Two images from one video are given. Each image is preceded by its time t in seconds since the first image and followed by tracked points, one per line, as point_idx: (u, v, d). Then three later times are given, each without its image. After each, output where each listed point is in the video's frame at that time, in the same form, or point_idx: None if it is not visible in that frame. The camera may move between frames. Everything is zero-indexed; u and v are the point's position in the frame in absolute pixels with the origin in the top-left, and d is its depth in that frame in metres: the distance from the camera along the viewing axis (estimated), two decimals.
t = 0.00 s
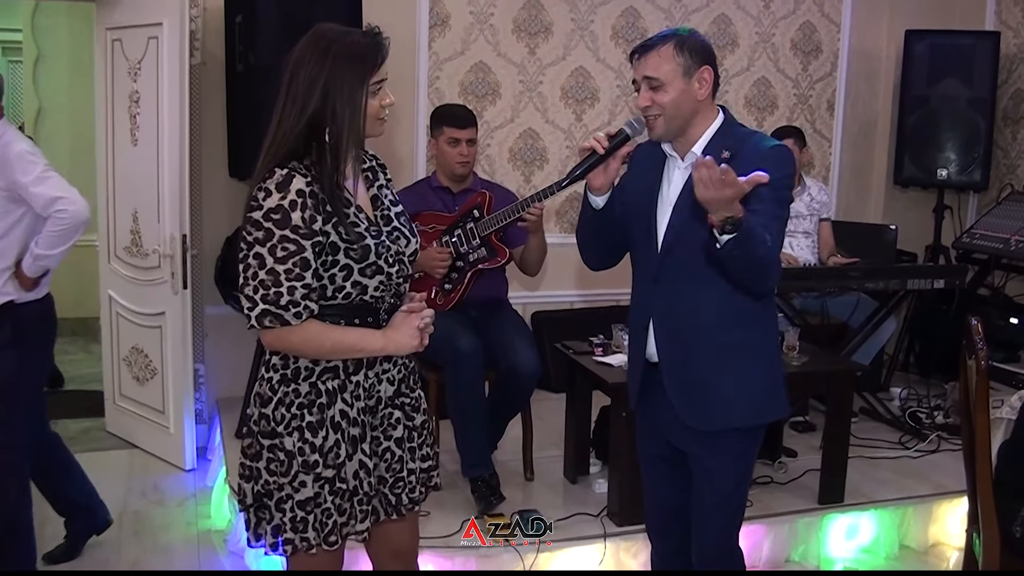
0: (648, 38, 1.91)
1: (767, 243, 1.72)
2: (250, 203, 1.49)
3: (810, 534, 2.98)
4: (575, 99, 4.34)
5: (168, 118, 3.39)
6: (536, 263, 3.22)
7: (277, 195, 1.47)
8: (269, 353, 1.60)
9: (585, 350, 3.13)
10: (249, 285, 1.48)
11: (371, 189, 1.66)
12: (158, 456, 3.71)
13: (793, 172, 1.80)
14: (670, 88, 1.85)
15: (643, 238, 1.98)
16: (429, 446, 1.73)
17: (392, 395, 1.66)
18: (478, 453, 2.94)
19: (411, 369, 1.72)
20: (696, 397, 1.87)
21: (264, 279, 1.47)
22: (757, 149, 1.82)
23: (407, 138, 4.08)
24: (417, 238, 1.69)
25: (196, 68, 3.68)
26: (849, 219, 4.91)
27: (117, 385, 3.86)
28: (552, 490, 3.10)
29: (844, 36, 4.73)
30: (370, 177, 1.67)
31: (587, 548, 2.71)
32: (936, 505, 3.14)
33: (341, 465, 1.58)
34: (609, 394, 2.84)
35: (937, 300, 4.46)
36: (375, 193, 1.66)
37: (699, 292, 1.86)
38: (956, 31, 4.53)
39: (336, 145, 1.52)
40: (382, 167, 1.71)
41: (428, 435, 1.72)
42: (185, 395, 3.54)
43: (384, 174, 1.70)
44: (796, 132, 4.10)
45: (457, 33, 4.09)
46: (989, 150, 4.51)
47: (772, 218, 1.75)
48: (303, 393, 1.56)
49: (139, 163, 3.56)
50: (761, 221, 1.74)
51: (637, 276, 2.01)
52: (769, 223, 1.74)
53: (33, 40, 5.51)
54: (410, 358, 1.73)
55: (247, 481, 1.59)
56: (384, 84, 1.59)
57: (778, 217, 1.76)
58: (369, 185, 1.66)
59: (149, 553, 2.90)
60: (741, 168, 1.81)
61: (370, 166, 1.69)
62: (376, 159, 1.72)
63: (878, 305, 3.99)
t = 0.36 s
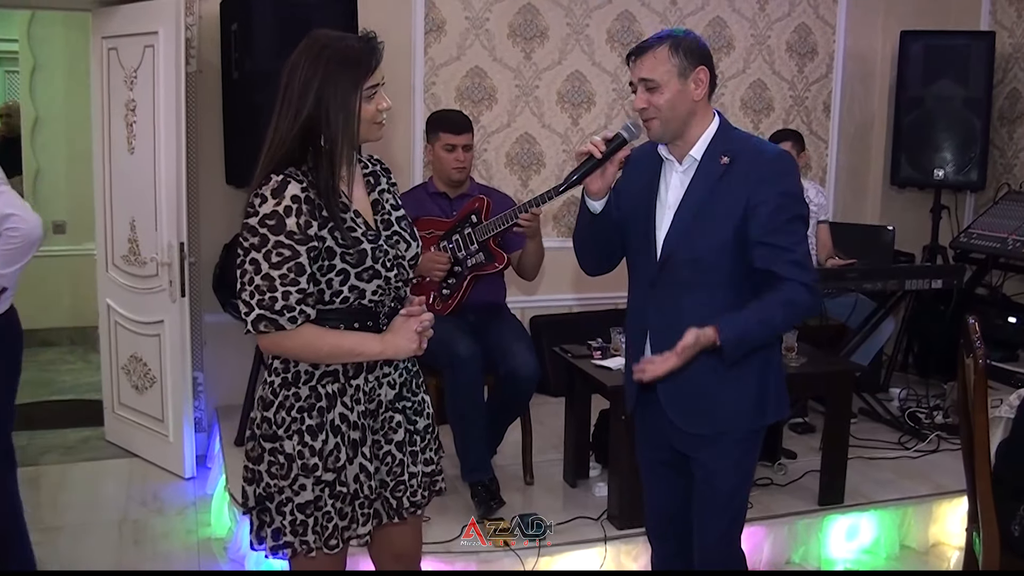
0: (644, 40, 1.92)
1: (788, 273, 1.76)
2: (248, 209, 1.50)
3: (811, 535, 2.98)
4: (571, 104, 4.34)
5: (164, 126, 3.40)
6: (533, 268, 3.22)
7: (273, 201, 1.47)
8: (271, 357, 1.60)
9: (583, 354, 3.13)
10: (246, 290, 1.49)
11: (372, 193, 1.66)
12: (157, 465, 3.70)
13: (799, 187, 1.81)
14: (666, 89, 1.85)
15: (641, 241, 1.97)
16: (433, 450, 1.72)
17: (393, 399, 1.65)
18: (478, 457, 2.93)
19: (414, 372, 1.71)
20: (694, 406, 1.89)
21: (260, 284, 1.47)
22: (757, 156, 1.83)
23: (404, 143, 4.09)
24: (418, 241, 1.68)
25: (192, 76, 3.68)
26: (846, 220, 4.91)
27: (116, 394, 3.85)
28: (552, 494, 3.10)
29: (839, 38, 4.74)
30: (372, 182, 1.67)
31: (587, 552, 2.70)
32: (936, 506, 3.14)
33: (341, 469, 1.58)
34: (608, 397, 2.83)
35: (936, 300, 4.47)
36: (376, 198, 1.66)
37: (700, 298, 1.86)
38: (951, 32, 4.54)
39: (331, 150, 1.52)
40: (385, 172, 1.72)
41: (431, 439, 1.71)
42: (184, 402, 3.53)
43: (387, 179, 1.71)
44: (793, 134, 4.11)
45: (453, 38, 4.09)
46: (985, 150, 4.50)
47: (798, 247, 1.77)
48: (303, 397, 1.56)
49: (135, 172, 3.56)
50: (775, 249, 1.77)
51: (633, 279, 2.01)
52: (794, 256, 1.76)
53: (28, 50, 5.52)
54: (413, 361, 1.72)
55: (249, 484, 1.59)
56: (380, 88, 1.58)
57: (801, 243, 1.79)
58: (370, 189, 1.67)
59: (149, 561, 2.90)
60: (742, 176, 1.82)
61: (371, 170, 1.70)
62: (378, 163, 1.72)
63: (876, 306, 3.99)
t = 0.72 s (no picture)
0: (641, 42, 1.92)
1: (788, 273, 1.78)
2: (252, 207, 1.51)
3: (806, 536, 2.99)
4: (568, 105, 4.35)
5: (160, 127, 3.40)
6: (530, 269, 3.23)
7: (275, 199, 1.48)
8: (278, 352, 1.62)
9: (579, 355, 3.13)
10: (249, 286, 1.50)
11: (377, 192, 1.66)
12: (154, 465, 3.70)
13: (796, 188, 1.82)
14: (662, 91, 1.85)
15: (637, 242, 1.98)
16: (438, 448, 1.72)
17: (396, 396, 1.65)
18: (473, 458, 2.93)
19: (419, 370, 1.71)
20: (695, 405, 1.90)
21: (262, 281, 1.48)
22: (755, 157, 1.84)
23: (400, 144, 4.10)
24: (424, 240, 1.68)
25: (189, 77, 3.69)
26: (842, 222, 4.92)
27: (112, 394, 3.85)
28: (548, 495, 3.11)
29: (835, 40, 4.75)
30: (379, 180, 1.68)
31: (583, 552, 2.71)
32: (931, 506, 3.15)
33: (343, 464, 1.58)
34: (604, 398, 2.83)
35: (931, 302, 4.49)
36: (381, 196, 1.66)
37: (699, 299, 1.87)
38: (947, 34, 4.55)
39: (331, 150, 1.51)
40: (394, 171, 1.72)
41: (435, 437, 1.71)
42: (180, 402, 3.54)
43: (395, 178, 1.71)
44: (790, 137, 4.12)
45: (450, 39, 4.10)
46: (981, 151, 4.52)
47: (800, 248, 1.79)
48: (306, 392, 1.56)
49: (132, 173, 3.56)
50: (785, 251, 1.78)
51: (631, 280, 2.01)
52: (796, 257, 1.78)
53: (25, 51, 5.51)
54: (418, 359, 1.72)
55: (253, 477, 1.60)
56: (379, 87, 1.58)
57: (803, 244, 1.81)
58: (377, 188, 1.67)
59: (144, 561, 2.89)
60: (737, 176, 1.83)
61: (379, 169, 1.70)
62: (387, 162, 1.72)
63: (871, 308, 3.99)
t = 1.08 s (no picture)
0: (637, 46, 1.92)
1: (781, 274, 1.79)
2: (260, 207, 1.52)
3: (800, 538, 3.00)
4: (561, 108, 4.36)
5: (154, 132, 3.40)
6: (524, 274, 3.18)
7: (282, 199, 1.49)
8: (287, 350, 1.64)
9: (572, 358, 3.14)
10: (256, 284, 1.52)
11: (387, 195, 1.65)
12: (148, 470, 3.70)
13: (790, 191, 1.84)
14: (659, 94, 1.86)
15: (633, 246, 1.97)
16: (444, 448, 1.71)
17: (401, 395, 1.65)
18: (468, 461, 2.94)
19: (426, 370, 1.70)
20: (691, 406, 1.89)
21: (268, 279, 1.49)
22: (750, 159, 1.85)
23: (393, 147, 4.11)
24: (432, 241, 1.68)
25: (182, 81, 3.69)
26: (834, 224, 4.94)
27: (106, 399, 3.85)
28: (542, 497, 3.11)
29: (827, 43, 4.77)
30: (389, 182, 1.67)
31: (578, 554, 2.71)
32: (924, 508, 3.16)
33: (346, 461, 1.59)
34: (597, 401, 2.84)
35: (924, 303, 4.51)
36: (391, 199, 1.65)
37: (696, 302, 1.87)
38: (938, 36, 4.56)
39: (335, 153, 1.53)
40: (407, 172, 1.72)
41: (442, 437, 1.70)
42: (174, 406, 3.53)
43: (406, 179, 1.70)
44: (783, 139, 4.13)
45: (443, 43, 4.11)
46: (973, 153, 4.53)
47: (794, 250, 1.81)
48: (311, 390, 1.57)
49: (125, 176, 3.56)
50: (780, 253, 1.80)
51: (626, 284, 2.02)
52: (791, 258, 1.80)
53: (18, 55, 5.51)
54: (424, 359, 1.71)
55: (260, 472, 1.61)
56: (382, 89, 1.58)
57: (796, 246, 1.82)
58: (387, 190, 1.66)
59: (138, 565, 2.89)
60: (733, 179, 1.84)
61: (390, 171, 1.69)
62: (402, 165, 1.72)
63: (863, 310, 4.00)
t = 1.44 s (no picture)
0: (632, 49, 1.93)
1: (776, 275, 1.80)
2: (270, 206, 1.54)
3: (793, 539, 3.01)
4: (556, 110, 4.37)
5: (149, 134, 3.41)
6: (520, 272, 3.12)
7: (292, 199, 1.50)
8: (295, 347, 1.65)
9: (567, 359, 3.14)
10: (266, 282, 1.53)
11: (396, 197, 1.67)
12: (143, 471, 3.70)
13: (786, 194, 1.85)
14: (655, 98, 1.86)
15: (629, 248, 1.98)
16: (450, 447, 1.71)
17: (406, 394, 1.65)
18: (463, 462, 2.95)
19: (433, 369, 1.71)
20: (690, 407, 1.90)
21: (277, 277, 1.51)
22: (746, 162, 1.86)
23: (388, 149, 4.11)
24: (439, 242, 1.68)
25: (178, 82, 3.69)
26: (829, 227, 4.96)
27: (101, 401, 3.85)
28: (537, 499, 3.11)
29: (821, 46, 4.79)
30: (399, 185, 1.68)
31: (573, 555, 2.73)
32: (917, 509, 3.17)
33: (351, 458, 1.59)
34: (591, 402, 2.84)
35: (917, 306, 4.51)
36: (399, 201, 1.67)
37: (694, 303, 1.88)
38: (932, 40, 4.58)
39: (343, 154, 1.54)
40: (416, 175, 1.73)
41: (448, 436, 1.70)
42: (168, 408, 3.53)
43: (416, 183, 1.71)
44: (778, 142, 4.14)
45: (438, 45, 4.12)
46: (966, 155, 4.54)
47: (791, 252, 1.82)
48: (317, 387, 1.59)
49: (120, 178, 3.56)
50: (776, 255, 1.81)
51: (621, 286, 2.02)
52: (787, 261, 1.81)
53: (14, 57, 5.50)
54: (431, 359, 1.72)
55: (266, 467, 1.62)
56: (391, 92, 1.59)
57: (793, 248, 1.83)
58: (395, 193, 1.67)
59: (133, 566, 2.89)
60: (730, 180, 1.85)
61: (400, 173, 1.70)
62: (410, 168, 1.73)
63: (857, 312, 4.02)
